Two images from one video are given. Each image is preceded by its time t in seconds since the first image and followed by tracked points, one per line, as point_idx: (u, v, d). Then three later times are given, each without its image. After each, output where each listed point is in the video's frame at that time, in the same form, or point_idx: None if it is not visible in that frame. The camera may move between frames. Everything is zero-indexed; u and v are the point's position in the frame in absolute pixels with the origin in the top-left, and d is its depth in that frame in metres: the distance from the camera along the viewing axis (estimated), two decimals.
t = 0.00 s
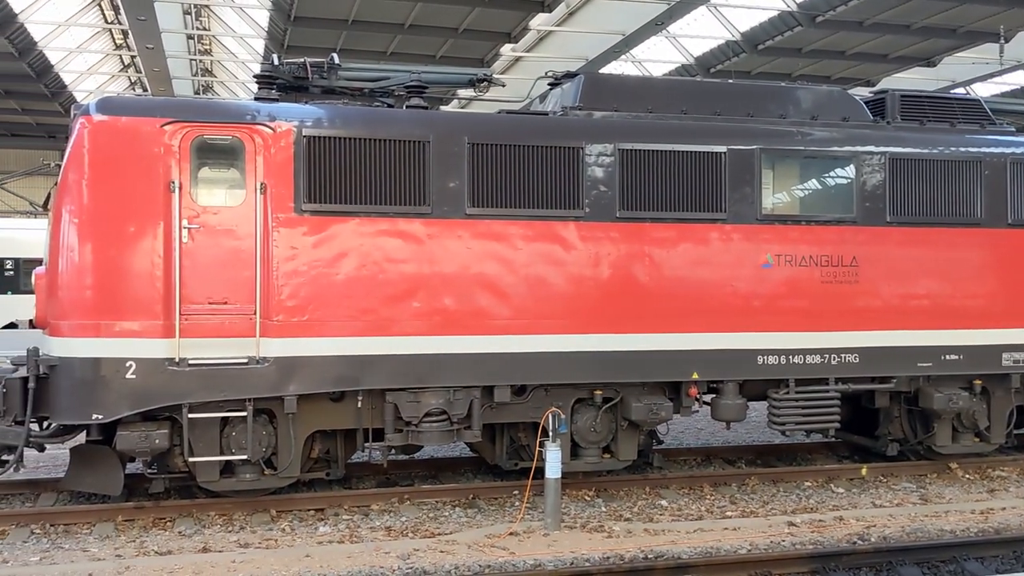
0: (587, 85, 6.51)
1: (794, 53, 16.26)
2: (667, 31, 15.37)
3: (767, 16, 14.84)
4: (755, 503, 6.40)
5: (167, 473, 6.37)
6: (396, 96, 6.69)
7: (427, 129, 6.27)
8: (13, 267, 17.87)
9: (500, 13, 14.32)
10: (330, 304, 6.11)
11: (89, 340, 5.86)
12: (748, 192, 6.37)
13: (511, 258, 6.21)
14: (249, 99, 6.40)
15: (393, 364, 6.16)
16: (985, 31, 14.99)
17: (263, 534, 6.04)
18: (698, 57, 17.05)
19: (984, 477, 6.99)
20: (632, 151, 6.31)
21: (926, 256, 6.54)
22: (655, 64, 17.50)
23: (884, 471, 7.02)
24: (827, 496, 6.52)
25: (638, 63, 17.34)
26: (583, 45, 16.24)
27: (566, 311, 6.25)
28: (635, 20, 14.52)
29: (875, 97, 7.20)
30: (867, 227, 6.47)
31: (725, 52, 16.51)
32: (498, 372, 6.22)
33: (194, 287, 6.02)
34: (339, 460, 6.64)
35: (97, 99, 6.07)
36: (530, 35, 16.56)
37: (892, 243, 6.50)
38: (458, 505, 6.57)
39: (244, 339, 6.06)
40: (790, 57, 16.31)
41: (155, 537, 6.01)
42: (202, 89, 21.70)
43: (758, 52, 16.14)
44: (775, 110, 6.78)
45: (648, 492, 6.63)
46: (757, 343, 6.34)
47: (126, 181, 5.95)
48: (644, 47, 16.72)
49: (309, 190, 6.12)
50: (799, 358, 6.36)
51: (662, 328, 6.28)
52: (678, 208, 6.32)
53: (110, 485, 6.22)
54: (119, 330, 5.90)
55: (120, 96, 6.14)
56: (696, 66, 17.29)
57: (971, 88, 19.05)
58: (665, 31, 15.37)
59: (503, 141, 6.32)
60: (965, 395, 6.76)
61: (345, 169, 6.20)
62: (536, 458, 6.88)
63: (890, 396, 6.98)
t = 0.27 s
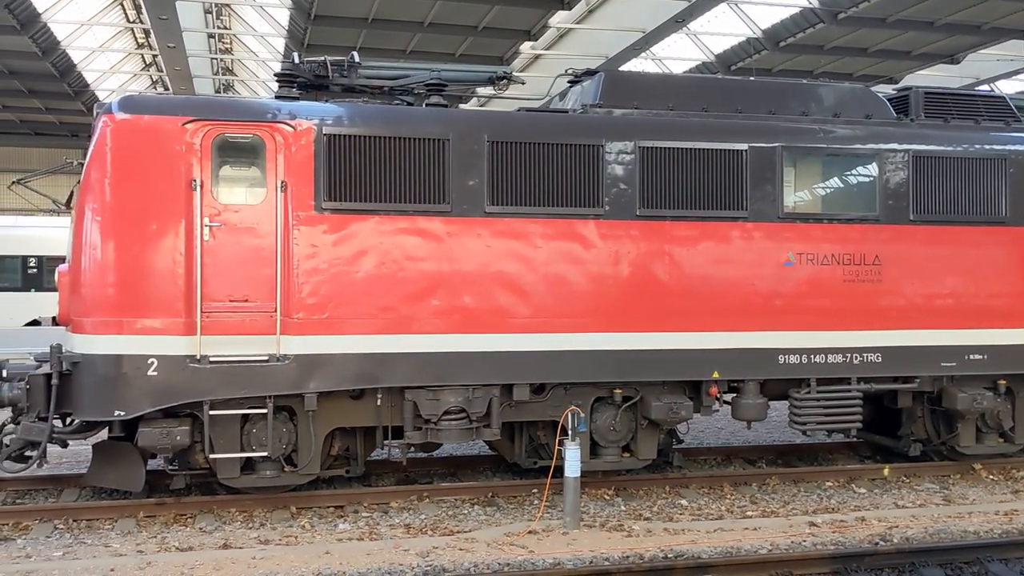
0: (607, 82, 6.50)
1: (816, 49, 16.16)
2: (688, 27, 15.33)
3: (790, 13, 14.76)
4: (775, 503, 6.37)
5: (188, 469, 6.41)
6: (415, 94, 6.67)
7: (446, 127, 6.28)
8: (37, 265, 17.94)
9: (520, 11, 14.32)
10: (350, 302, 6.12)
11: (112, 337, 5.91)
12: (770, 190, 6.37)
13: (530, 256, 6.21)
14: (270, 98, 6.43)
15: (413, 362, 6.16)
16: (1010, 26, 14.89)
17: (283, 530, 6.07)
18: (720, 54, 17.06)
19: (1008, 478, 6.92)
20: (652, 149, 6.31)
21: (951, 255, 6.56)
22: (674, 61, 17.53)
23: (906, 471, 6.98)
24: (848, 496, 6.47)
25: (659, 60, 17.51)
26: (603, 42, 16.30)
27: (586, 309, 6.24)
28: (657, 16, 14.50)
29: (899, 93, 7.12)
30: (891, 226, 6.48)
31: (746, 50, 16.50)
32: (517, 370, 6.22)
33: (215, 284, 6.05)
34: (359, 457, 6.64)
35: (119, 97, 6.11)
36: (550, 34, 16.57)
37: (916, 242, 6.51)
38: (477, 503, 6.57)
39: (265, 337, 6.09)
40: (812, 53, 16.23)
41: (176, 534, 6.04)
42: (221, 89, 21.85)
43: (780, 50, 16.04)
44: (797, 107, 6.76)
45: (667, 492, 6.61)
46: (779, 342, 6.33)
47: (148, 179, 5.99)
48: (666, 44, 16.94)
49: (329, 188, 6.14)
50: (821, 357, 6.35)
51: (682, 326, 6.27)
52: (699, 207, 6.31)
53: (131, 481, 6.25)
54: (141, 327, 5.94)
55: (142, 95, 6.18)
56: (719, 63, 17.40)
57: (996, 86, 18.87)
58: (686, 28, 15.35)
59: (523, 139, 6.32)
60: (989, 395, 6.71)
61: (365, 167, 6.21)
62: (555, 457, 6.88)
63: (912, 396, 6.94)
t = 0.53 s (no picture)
0: (628, 80, 6.50)
1: (838, 46, 16.05)
2: (710, 24, 15.29)
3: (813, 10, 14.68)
4: (798, 503, 6.34)
5: (210, 466, 6.44)
6: (437, 92, 6.68)
7: (467, 125, 6.28)
8: (60, 262, 18.11)
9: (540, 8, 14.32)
10: (371, 300, 6.14)
11: (135, 334, 5.95)
12: (793, 187, 6.36)
13: (551, 254, 6.20)
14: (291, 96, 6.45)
15: (434, 360, 6.17)
16: None
17: (305, 527, 6.10)
18: (742, 52, 17.03)
19: None
20: (674, 146, 6.32)
21: (976, 253, 6.55)
22: (695, 58, 17.51)
23: (930, 471, 6.93)
24: (872, 496, 6.44)
25: (679, 58, 17.51)
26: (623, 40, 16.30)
27: (607, 307, 6.23)
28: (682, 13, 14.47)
29: (924, 91, 7.16)
30: (915, 224, 6.47)
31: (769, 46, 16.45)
32: (538, 368, 6.22)
33: (237, 282, 6.09)
34: (380, 454, 6.65)
35: (142, 96, 6.15)
36: (570, 31, 16.59)
37: (941, 240, 6.50)
38: (498, 501, 6.58)
39: (287, 334, 6.12)
40: (833, 50, 16.13)
41: (199, 530, 6.08)
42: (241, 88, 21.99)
43: (802, 47, 15.95)
44: (819, 104, 6.75)
45: (688, 491, 6.59)
46: (801, 341, 6.31)
47: (171, 177, 6.03)
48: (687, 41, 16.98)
49: (351, 186, 6.16)
50: (844, 356, 6.32)
51: (703, 325, 6.26)
52: (721, 204, 6.31)
53: (155, 478, 6.24)
54: (164, 324, 5.98)
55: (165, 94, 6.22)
56: (741, 61, 17.37)
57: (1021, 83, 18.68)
58: (707, 25, 15.30)
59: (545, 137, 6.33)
60: (1015, 395, 6.65)
61: (386, 165, 6.23)
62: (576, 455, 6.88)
63: (937, 395, 6.90)
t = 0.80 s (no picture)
0: (644, 79, 6.50)
1: (853, 44, 15.98)
2: (724, 22, 15.25)
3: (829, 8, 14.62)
4: (814, 503, 6.32)
5: (226, 464, 6.46)
6: (452, 91, 6.68)
7: (482, 124, 6.28)
8: (77, 261, 18.20)
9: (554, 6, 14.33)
10: (386, 299, 6.15)
11: (152, 333, 5.97)
12: (809, 186, 6.34)
13: (566, 253, 6.20)
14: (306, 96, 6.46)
15: (449, 359, 6.18)
16: None
17: (321, 526, 6.12)
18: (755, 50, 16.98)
19: None
20: (689, 145, 6.30)
21: (994, 252, 6.51)
22: (709, 56, 17.47)
23: (948, 472, 6.90)
24: (889, 496, 6.41)
25: (693, 56, 17.48)
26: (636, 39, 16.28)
27: (623, 307, 6.22)
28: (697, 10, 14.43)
29: (942, 88, 7.16)
30: (933, 223, 6.44)
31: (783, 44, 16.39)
32: (554, 367, 6.21)
33: (253, 281, 6.11)
34: (395, 453, 6.65)
35: (158, 96, 6.18)
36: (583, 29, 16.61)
37: (959, 239, 6.47)
38: (513, 500, 6.58)
39: (303, 333, 6.14)
40: (848, 48, 16.06)
41: (215, 528, 6.10)
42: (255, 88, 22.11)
43: (817, 45, 15.89)
44: (835, 102, 6.73)
45: (704, 491, 6.58)
46: (818, 340, 6.29)
47: (188, 176, 6.05)
48: (700, 39, 16.95)
49: (366, 185, 6.17)
50: (861, 356, 6.30)
51: (719, 324, 6.24)
52: (737, 203, 6.30)
53: (172, 476, 6.24)
54: (180, 323, 6.00)
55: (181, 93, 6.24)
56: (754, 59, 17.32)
57: None
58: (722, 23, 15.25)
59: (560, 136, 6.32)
60: None
61: (402, 164, 6.23)
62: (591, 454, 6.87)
63: (955, 395, 6.86)
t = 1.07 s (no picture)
0: (657, 78, 6.50)
1: (866, 43, 15.92)
2: (736, 21, 15.22)
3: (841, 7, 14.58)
4: (829, 504, 6.30)
5: (240, 463, 6.47)
6: (465, 91, 6.68)
7: (495, 124, 6.28)
8: (91, 261, 18.29)
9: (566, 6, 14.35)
10: (400, 298, 6.15)
11: (167, 333, 5.99)
12: (824, 185, 6.32)
13: (580, 253, 6.19)
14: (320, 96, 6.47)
15: (463, 359, 6.18)
16: None
17: (335, 525, 6.12)
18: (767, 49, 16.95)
19: None
20: (703, 144, 6.29)
21: (1010, 252, 6.49)
22: (721, 56, 17.44)
23: (963, 472, 6.87)
24: (904, 497, 6.39)
25: (704, 55, 17.46)
26: (647, 38, 16.27)
27: (636, 306, 6.21)
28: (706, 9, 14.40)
29: (957, 86, 7.13)
30: (948, 222, 6.42)
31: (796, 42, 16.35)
32: (567, 367, 6.21)
33: (268, 281, 6.12)
34: (408, 453, 6.66)
35: (173, 97, 6.19)
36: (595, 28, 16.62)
37: (974, 238, 6.45)
38: (526, 500, 6.58)
39: (317, 333, 6.15)
40: (860, 47, 16.01)
41: (229, 527, 6.11)
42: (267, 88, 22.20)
43: (829, 44, 15.86)
44: (850, 101, 6.72)
45: (718, 491, 6.57)
46: (833, 340, 6.27)
47: (202, 177, 6.07)
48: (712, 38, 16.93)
49: (379, 185, 6.17)
50: (876, 355, 6.29)
51: (733, 324, 6.23)
52: (751, 202, 6.28)
53: (187, 475, 6.26)
54: (195, 323, 6.02)
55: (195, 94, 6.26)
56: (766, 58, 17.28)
57: None
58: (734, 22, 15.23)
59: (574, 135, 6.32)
60: None
61: (415, 164, 6.23)
62: (604, 454, 6.86)
63: (970, 395, 6.84)
